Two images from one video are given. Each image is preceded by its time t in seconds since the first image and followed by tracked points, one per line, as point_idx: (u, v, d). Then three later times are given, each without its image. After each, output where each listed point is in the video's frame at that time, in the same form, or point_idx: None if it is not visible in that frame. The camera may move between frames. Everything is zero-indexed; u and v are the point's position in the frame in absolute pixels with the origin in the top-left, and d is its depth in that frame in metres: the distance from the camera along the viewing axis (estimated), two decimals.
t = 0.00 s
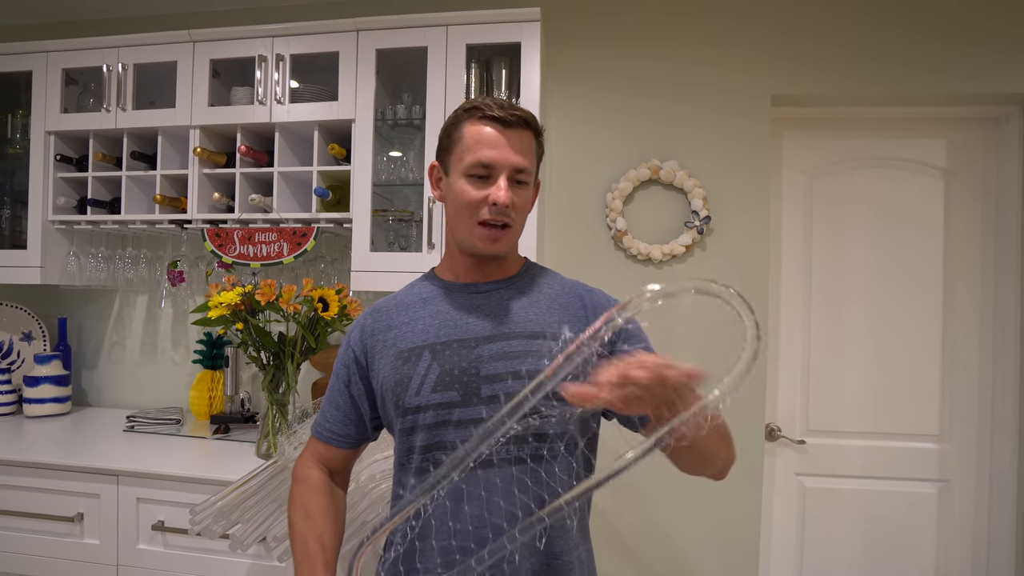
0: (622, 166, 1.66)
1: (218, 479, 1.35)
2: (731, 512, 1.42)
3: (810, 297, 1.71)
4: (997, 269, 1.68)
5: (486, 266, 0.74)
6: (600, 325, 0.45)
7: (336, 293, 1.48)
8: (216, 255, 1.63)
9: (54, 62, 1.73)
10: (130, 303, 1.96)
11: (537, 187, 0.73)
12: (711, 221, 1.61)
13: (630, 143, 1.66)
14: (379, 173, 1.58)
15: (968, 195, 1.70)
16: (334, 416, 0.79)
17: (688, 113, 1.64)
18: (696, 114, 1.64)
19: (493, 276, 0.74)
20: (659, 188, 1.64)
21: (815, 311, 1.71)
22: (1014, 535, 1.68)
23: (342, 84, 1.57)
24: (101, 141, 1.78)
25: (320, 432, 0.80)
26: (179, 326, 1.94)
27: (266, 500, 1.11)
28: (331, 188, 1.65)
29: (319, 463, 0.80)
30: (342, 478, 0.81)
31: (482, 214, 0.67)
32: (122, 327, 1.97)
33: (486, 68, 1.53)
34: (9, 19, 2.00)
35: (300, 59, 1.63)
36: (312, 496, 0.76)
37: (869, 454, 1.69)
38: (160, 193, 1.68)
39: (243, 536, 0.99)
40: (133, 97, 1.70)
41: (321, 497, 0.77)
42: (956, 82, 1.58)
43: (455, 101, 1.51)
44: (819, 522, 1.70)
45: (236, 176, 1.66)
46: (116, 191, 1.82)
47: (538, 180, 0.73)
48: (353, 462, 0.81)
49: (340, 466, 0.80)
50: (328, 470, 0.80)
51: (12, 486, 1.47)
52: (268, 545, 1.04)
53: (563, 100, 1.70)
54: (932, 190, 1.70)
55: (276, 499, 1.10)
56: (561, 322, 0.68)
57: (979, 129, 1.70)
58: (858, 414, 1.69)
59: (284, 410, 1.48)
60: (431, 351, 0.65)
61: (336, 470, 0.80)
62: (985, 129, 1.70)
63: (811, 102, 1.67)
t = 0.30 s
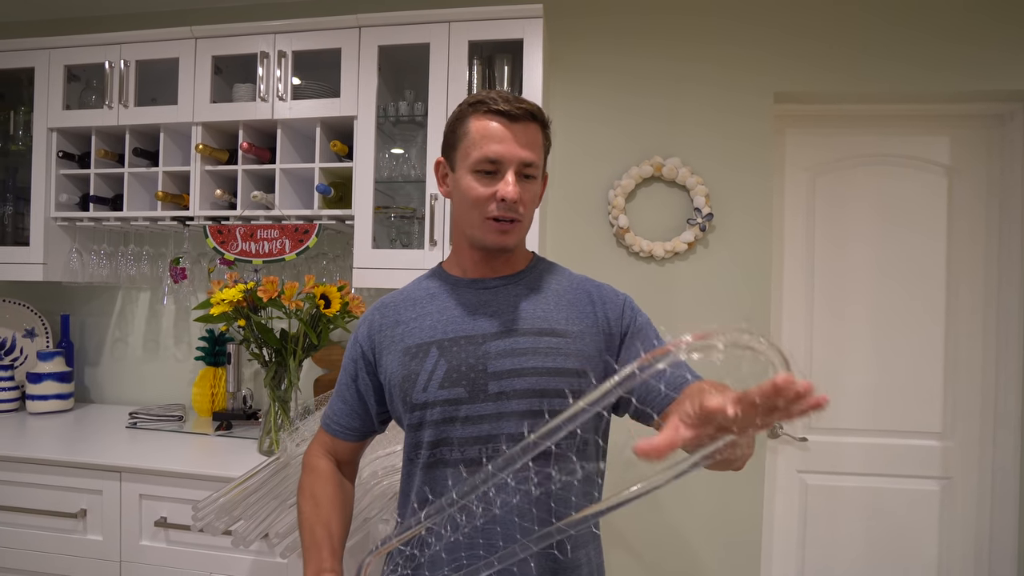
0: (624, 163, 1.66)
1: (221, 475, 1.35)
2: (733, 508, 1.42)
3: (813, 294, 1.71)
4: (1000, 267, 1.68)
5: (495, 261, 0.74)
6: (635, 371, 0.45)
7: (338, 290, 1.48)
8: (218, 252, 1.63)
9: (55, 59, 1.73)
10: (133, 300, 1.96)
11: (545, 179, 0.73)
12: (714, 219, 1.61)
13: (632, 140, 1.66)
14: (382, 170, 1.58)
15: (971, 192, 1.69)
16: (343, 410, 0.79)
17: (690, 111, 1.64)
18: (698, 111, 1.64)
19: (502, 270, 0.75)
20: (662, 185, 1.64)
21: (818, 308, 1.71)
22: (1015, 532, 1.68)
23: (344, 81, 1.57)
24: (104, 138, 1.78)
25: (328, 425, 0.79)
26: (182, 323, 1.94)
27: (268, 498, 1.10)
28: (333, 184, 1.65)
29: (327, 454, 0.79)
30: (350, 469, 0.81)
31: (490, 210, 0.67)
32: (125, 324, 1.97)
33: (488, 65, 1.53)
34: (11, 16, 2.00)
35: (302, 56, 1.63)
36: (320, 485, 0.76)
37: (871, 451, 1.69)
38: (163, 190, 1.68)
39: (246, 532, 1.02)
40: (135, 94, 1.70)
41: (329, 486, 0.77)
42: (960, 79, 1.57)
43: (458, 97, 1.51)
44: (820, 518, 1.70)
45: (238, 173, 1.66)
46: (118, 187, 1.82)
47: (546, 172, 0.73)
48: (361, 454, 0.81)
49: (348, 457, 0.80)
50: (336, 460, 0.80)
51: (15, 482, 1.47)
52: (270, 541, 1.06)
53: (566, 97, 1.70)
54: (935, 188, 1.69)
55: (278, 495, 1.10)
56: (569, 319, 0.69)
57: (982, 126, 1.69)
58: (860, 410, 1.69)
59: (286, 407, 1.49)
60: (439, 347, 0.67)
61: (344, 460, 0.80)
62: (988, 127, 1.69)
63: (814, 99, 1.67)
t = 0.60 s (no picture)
0: (625, 162, 1.66)
1: (222, 474, 1.35)
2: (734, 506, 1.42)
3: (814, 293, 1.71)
4: (1000, 265, 1.68)
5: (495, 261, 0.74)
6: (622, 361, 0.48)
7: (338, 288, 1.48)
8: (218, 250, 1.63)
9: (56, 57, 1.73)
10: (133, 299, 1.96)
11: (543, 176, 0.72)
12: (715, 217, 1.61)
13: (633, 138, 1.66)
14: (382, 168, 1.58)
15: (972, 190, 1.69)
16: (346, 405, 0.79)
17: (691, 109, 1.64)
18: (699, 109, 1.64)
19: (504, 270, 0.75)
20: (662, 183, 1.63)
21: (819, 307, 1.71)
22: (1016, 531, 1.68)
23: (345, 79, 1.57)
24: (104, 136, 1.78)
25: (331, 420, 0.79)
26: (182, 321, 1.94)
27: (270, 496, 1.09)
28: (334, 183, 1.65)
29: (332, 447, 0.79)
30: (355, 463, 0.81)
31: (484, 214, 0.67)
32: (125, 323, 1.97)
33: (489, 63, 1.53)
34: (12, 14, 2.00)
35: (303, 54, 1.62)
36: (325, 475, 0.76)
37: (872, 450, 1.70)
38: (163, 188, 1.68)
39: (247, 531, 1.03)
40: (135, 92, 1.70)
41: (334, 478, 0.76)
42: (961, 77, 1.57)
43: (459, 96, 1.51)
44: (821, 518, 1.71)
45: (239, 171, 1.66)
46: (119, 185, 1.82)
47: (544, 169, 0.72)
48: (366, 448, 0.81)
49: (352, 451, 0.80)
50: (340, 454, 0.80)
51: (16, 480, 1.47)
52: (270, 540, 1.04)
53: (566, 95, 1.69)
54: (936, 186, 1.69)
55: (278, 493, 1.09)
56: (573, 319, 0.70)
57: (983, 124, 1.70)
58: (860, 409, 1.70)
59: (287, 405, 1.49)
60: (443, 346, 0.69)
61: (348, 455, 0.80)
62: (989, 125, 1.69)
63: (815, 97, 1.66)
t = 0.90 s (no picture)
0: (624, 159, 1.65)
1: (219, 473, 1.35)
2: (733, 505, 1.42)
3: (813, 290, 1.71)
4: (1000, 261, 1.68)
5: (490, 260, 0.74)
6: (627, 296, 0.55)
7: (336, 287, 1.47)
8: (216, 249, 1.62)
9: (52, 56, 1.72)
10: (131, 298, 1.96)
11: (535, 173, 0.72)
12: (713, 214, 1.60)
13: (632, 134, 1.64)
14: (380, 166, 1.57)
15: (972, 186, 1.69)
16: (344, 398, 0.80)
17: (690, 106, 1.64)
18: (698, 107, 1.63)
19: (503, 268, 0.75)
20: (661, 181, 1.64)
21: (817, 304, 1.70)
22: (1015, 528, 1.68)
23: (342, 77, 1.56)
24: (101, 135, 1.78)
25: (329, 413, 0.81)
26: (180, 320, 1.93)
27: (267, 494, 1.08)
28: (331, 181, 1.64)
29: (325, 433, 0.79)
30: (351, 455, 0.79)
31: (468, 217, 0.69)
32: (123, 322, 1.97)
33: (487, 60, 1.53)
34: (8, 12, 1.99)
35: (300, 52, 1.62)
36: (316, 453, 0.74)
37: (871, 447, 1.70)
38: (160, 187, 1.67)
39: (245, 531, 0.98)
40: (132, 90, 1.69)
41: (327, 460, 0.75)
42: (961, 74, 1.57)
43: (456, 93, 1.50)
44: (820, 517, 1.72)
45: (236, 169, 1.66)
46: (116, 184, 1.81)
47: (535, 165, 0.72)
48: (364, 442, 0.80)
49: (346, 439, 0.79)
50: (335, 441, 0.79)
51: (15, 480, 1.46)
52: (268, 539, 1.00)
53: (565, 93, 1.69)
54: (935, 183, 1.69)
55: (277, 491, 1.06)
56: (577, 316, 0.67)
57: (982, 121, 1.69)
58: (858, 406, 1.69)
59: (285, 404, 1.48)
60: (446, 342, 0.67)
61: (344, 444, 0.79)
62: (988, 121, 1.69)
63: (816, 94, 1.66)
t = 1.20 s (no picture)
0: (620, 155, 1.65)
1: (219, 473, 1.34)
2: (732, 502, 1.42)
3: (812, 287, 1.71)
4: (999, 257, 1.68)
5: (485, 258, 0.74)
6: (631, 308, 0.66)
7: (334, 285, 1.47)
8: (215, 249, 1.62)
9: (49, 56, 1.72)
10: (130, 298, 1.95)
11: (523, 166, 0.72)
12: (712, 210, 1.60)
13: (629, 132, 1.65)
14: (378, 165, 1.57)
15: (971, 181, 1.69)
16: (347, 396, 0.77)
17: (688, 102, 1.63)
18: (697, 103, 1.63)
19: (502, 265, 0.75)
20: (659, 178, 1.63)
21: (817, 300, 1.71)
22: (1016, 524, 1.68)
23: (339, 75, 1.56)
24: (98, 135, 1.77)
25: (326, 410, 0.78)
26: (178, 320, 1.93)
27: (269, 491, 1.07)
28: (329, 180, 1.64)
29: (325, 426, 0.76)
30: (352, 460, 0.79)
31: (456, 215, 0.70)
32: (122, 322, 1.96)
33: (484, 58, 1.52)
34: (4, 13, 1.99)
35: (298, 50, 1.61)
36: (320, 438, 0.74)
37: (870, 443, 1.71)
38: (158, 186, 1.67)
39: (245, 529, 1.01)
40: (129, 89, 1.69)
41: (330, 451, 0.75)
42: (961, 68, 1.56)
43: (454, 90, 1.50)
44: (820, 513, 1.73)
45: (234, 169, 1.65)
46: (113, 184, 1.80)
47: (524, 158, 0.72)
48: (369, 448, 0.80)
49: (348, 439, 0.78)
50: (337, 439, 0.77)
51: (14, 481, 1.46)
52: (269, 537, 1.05)
53: (563, 90, 1.69)
54: (934, 178, 1.69)
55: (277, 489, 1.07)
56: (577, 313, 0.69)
57: (982, 116, 1.69)
58: (857, 402, 1.70)
59: (284, 403, 1.48)
60: (445, 341, 0.70)
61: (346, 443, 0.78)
62: (988, 116, 1.69)
63: (815, 90, 1.66)
